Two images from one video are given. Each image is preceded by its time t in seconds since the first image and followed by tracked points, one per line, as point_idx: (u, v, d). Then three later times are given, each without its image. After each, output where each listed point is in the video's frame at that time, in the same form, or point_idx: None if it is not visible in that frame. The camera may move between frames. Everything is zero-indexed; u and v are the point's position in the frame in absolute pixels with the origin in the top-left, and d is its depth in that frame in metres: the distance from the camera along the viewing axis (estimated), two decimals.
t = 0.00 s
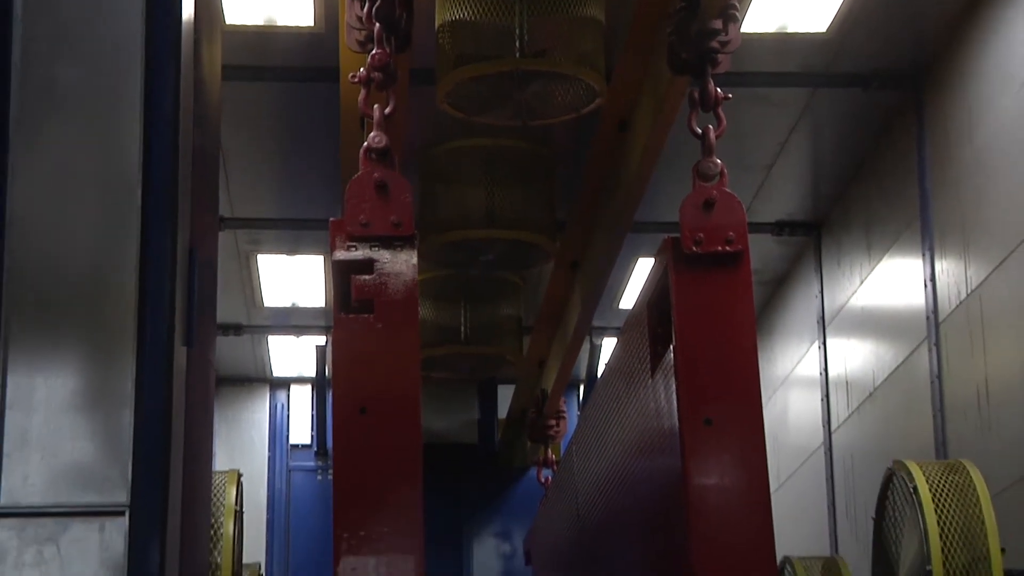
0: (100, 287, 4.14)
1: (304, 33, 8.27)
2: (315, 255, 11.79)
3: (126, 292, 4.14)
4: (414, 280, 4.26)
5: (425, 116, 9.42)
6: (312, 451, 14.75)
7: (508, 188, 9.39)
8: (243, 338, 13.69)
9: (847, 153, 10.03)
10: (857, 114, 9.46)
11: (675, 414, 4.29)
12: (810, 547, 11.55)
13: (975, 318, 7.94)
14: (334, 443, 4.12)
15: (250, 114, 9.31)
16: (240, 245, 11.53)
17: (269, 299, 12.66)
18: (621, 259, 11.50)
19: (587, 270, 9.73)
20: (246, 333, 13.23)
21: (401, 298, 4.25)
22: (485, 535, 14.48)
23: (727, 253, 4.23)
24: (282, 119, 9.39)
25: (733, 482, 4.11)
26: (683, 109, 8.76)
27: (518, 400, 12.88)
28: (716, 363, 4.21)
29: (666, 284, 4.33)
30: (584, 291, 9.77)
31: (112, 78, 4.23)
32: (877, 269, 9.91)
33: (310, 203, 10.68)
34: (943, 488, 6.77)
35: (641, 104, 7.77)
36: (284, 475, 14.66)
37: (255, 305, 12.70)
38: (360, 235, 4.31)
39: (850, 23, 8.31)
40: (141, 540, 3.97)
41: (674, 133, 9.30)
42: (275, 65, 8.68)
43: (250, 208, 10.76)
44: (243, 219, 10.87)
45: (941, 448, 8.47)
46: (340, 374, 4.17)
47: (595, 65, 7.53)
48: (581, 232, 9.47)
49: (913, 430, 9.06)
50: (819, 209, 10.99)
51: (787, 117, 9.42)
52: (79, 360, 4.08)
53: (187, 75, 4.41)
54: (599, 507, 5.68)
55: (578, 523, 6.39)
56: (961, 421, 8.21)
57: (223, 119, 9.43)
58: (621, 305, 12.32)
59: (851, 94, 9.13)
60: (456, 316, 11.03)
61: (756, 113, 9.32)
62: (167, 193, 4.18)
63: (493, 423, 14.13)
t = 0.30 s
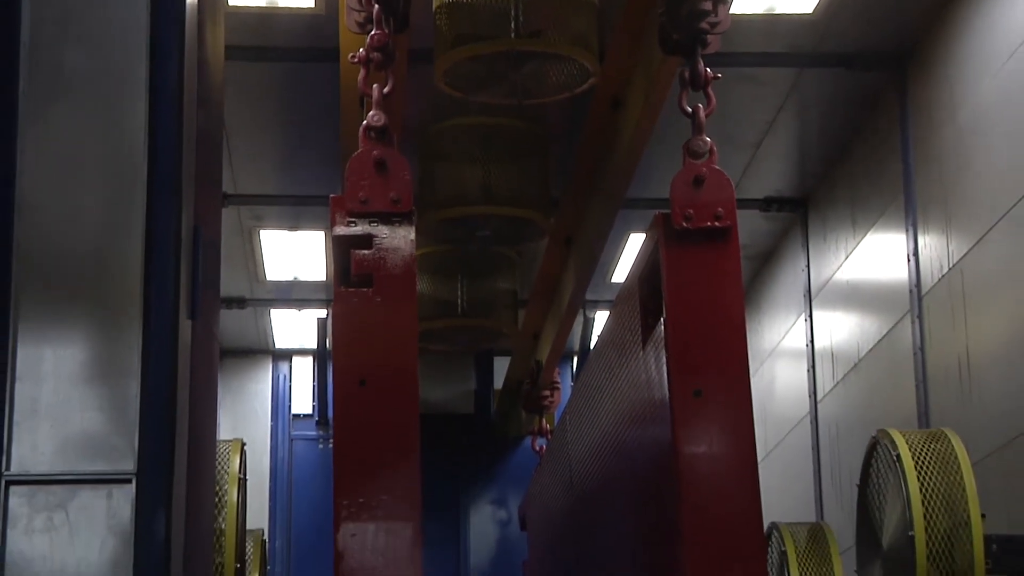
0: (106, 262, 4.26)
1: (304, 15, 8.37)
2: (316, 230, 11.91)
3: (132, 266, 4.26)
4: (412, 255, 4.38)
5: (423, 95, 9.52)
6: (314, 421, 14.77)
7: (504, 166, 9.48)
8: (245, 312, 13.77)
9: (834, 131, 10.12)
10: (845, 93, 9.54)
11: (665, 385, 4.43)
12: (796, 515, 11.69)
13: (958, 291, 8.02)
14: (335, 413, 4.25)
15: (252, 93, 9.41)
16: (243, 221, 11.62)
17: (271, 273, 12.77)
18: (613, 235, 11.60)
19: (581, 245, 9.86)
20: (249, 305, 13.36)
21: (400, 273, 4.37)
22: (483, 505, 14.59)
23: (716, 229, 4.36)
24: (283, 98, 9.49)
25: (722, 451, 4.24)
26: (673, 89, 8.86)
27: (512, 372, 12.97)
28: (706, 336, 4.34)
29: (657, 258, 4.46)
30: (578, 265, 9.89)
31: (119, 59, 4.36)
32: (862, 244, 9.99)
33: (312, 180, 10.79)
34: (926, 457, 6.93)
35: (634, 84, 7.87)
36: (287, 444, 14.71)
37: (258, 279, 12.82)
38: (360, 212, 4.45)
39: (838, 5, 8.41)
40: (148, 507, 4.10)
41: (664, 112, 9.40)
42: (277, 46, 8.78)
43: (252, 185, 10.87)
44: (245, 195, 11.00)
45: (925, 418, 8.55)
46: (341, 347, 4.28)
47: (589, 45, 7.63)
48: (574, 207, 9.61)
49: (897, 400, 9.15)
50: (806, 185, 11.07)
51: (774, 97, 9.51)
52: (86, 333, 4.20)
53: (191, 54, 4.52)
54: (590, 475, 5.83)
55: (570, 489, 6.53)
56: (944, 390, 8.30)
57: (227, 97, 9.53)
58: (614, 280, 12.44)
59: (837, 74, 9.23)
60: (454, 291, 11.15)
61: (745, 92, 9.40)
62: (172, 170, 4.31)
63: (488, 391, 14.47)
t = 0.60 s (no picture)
0: (116, 245, 4.39)
1: (307, 5, 8.49)
2: (321, 213, 12.03)
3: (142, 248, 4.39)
4: (413, 238, 4.53)
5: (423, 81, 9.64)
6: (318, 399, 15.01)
7: (504, 151, 9.62)
8: (251, 294, 13.84)
9: (821, 117, 10.22)
10: (834, 80, 9.63)
11: (658, 364, 4.58)
12: (785, 489, 11.84)
13: (942, 274, 8.09)
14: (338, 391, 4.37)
15: (257, 80, 9.53)
16: (249, 205, 11.74)
17: (277, 256, 12.88)
18: (608, 219, 11.71)
19: (578, 226, 9.99)
20: (256, 287, 13.47)
21: (400, 256, 4.51)
22: (483, 480, 14.87)
23: (708, 213, 4.50)
24: (288, 85, 9.61)
25: (714, 427, 4.38)
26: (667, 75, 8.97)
27: (508, 355, 13.08)
28: (698, 315, 4.49)
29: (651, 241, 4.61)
30: (576, 246, 10.03)
31: (128, 49, 4.49)
32: (850, 227, 10.07)
33: (317, 164, 10.91)
34: (911, 431, 7.08)
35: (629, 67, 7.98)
36: (292, 422, 14.90)
37: (264, 261, 12.93)
38: (361, 195, 4.58)
39: None
40: (158, 482, 4.24)
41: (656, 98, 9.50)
42: (281, 35, 8.89)
43: (258, 170, 11.00)
44: (251, 181, 11.11)
45: (910, 396, 8.64)
46: (345, 328, 4.41)
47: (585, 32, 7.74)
48: (570, 190, 9.74)
49: (884, 379, 9.24)
50: (795, 170, 11.16)
51: (764, 84, 9.60)
52: (97, 313, 4.34)
53: (197, 44, 4.65)
54: (586, 451, 5.98)
55: (566, 466, 6.68)
56: (930, 367, 8.38)
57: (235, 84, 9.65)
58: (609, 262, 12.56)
59: (825, 62, 9.32)
60: (455, 274, 11.30)
61: (735, 78, 9.50)
62: (181, 156, 4.44)
63: (487, 369, 14.96)
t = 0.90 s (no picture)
0: (128, 226, 4.54)
1: None
2: (326, 195, 12.18)
3: (154, 229, 4.54)
4: (415, 219, 4.68)
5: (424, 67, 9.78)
6: (324, 374, 15.09)
7: (503, 136, 9.77)
8: (258, 273, 13.97)
9: (809, 101, 10.32)
10: (824, 66, 9.74)
11: (653, 340, 4.74)
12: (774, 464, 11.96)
13: (926, 253, 8.17)
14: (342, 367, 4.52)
15: (262, 67, 9.67)
16: (256, 187, 11.87)
17: (283, 236, 13.02)
18: (603, 200, 11.84)
19: (574, 208, 10.14)
20: (263, 267, 13.64)
21: (403, 236, 4.66)
22: (483, 452, 14.96)
23: (701, 193, 4.65)
24: (294, 70, 9.75)
25: (706, 401, 4.54)
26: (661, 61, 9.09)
27: (509, 330, 13.25)
28: (690, 294, 4.64)
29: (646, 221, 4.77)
30: (572, 227, 10.17)
31: (140, 37, 4.64)
32: (837, 208, 10.16)
33: (323, 147, 11.05)
34: (896, 404, 7.20)
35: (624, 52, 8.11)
36: (298, 397, 15.05)
37: (271, 241, 13.07)
38: (365, 177, 4.73)
39: None
40: (169, 454, 4.39)
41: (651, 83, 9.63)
42: (286, 22, 9.03)
43: (266, 152, 11.14)
44: (258, 163, 11.29)
45: (894, 369, 8.71)
46: (349, 306, 4.56)
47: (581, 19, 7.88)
48: (567, 172, 9.89)
49: (869, 355, 9.34)
50: (785, 151, 11.27)
51: (755, 69, 9.72)
52: (110, 291, 4.49)
53: (207, 31, 4.80)
54: (582, 423, 6.15)
55: (563, 442, 6.84)
56: (913, 342, 8.46)
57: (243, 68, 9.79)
58: (605, 243, 12.70)
59: (815, 48, 9.44)
60: (455, 253, 11.46)
61: (727, 64, 9.61)
62: (191, 139, 4.59)
63: (487, 346, 15.12)
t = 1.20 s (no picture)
0: (142, 212, 4.73)
1: None
2: (333, 182, 12.36)
3: (167, 215, 4.73)
4: (418, 206, 4.86)
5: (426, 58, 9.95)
6: (331, 354, 15.32)
7: (503, 125, 9.98)
8: (267, 259, 14.17)
9: (797, 92, 10.47)
10: (812, 59, 9.90)
11: (647, 323, 4.92)
12: (763, 444, 12.13)
13: (908, 238, 8.33)
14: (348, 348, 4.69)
15: (269, 59, 9.85)
16: (265, 174, 12.04)
17: (291, 223, 13.21)
18: (598, 187, 12.02)
19: (570, 195, 10.32)
20: (272, 252, 13.83)
21: (406, 222, 4.84)
22: (483, 430, 15.18)
23: (693, 181, 4.85)
24: (300, 63, 9.93)
25: (698, 380, 4.72)
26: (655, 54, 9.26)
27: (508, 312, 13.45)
28: (683, 278, 4.83)
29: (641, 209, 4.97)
30: (569, 214, 10.35)
31: (154, 33, 4.83)
32: (824, 194, 10.32)
33: (329, 137, 11.23)
34: (881, 385, 7.37)
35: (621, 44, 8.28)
36: (306, 376, 15.25)
37: (279, 228, 13.26)
38: (370, 166, 4.92)
39: None
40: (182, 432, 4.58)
41: (645, 76, 9.80)
42: (292, 16, 9.21)
43: (274, 142, 11.31)
44: (267, 152, 11.47)
45: (878, 347, 8.86)
46: (355, 290, 4.75)
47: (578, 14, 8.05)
48: (564, 159, 10.07)
49: (853, 337, 9.51)
50: (774, 140, 11.43)
51: (745, 61, 9.87)
52: (126, 275, 4.68)
53: (218, 27, 4.99)
54: (578, 402, 6.34)
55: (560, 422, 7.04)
56: (896, 323, 8.60)
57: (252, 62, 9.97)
58: (600, 229, 12.89)
59: (802, 41, 9.59)
60: (456, 238, 11.65)
61: (718, 56, 9.77)
62: (202, 130, 4.78)
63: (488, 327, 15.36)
